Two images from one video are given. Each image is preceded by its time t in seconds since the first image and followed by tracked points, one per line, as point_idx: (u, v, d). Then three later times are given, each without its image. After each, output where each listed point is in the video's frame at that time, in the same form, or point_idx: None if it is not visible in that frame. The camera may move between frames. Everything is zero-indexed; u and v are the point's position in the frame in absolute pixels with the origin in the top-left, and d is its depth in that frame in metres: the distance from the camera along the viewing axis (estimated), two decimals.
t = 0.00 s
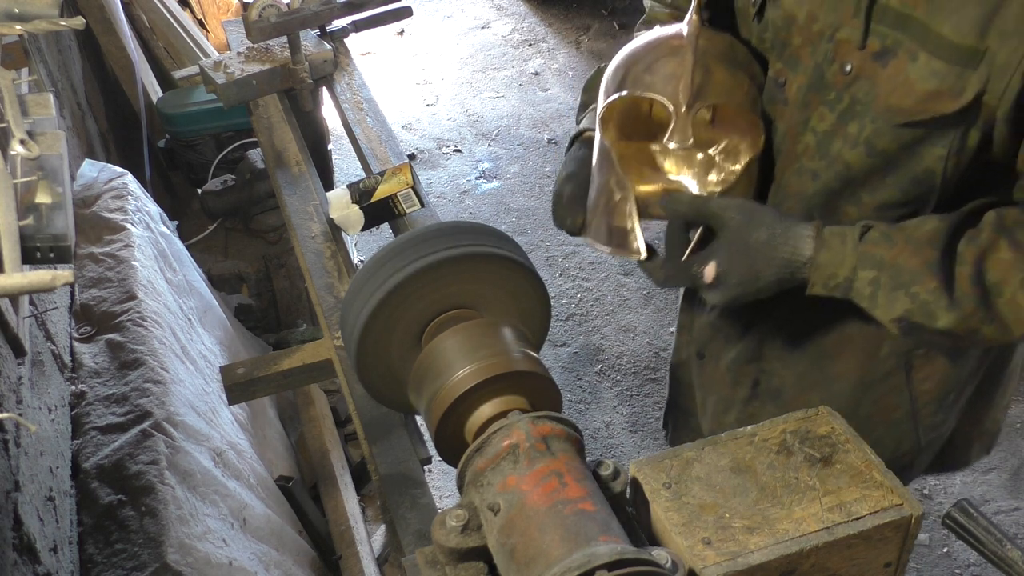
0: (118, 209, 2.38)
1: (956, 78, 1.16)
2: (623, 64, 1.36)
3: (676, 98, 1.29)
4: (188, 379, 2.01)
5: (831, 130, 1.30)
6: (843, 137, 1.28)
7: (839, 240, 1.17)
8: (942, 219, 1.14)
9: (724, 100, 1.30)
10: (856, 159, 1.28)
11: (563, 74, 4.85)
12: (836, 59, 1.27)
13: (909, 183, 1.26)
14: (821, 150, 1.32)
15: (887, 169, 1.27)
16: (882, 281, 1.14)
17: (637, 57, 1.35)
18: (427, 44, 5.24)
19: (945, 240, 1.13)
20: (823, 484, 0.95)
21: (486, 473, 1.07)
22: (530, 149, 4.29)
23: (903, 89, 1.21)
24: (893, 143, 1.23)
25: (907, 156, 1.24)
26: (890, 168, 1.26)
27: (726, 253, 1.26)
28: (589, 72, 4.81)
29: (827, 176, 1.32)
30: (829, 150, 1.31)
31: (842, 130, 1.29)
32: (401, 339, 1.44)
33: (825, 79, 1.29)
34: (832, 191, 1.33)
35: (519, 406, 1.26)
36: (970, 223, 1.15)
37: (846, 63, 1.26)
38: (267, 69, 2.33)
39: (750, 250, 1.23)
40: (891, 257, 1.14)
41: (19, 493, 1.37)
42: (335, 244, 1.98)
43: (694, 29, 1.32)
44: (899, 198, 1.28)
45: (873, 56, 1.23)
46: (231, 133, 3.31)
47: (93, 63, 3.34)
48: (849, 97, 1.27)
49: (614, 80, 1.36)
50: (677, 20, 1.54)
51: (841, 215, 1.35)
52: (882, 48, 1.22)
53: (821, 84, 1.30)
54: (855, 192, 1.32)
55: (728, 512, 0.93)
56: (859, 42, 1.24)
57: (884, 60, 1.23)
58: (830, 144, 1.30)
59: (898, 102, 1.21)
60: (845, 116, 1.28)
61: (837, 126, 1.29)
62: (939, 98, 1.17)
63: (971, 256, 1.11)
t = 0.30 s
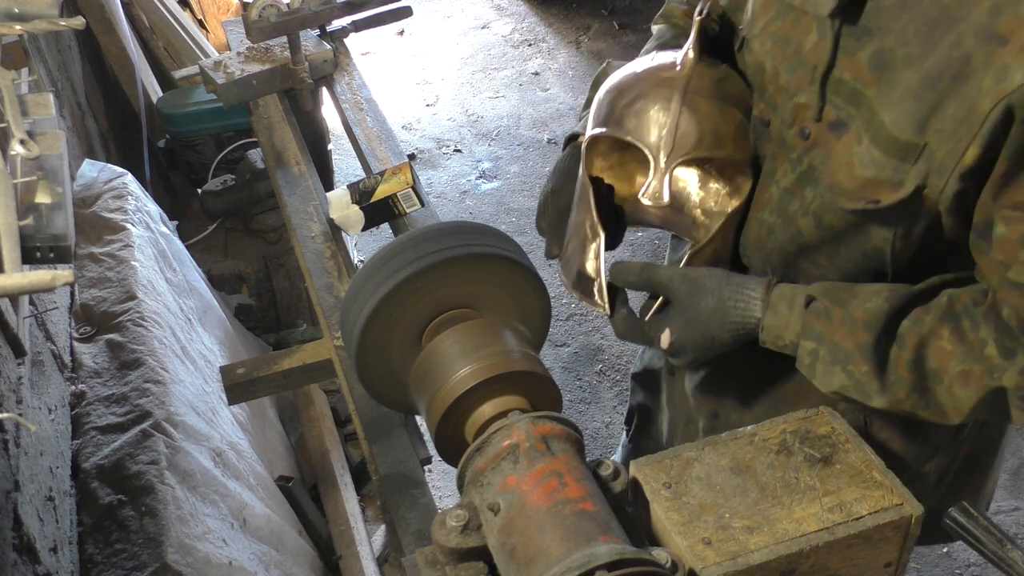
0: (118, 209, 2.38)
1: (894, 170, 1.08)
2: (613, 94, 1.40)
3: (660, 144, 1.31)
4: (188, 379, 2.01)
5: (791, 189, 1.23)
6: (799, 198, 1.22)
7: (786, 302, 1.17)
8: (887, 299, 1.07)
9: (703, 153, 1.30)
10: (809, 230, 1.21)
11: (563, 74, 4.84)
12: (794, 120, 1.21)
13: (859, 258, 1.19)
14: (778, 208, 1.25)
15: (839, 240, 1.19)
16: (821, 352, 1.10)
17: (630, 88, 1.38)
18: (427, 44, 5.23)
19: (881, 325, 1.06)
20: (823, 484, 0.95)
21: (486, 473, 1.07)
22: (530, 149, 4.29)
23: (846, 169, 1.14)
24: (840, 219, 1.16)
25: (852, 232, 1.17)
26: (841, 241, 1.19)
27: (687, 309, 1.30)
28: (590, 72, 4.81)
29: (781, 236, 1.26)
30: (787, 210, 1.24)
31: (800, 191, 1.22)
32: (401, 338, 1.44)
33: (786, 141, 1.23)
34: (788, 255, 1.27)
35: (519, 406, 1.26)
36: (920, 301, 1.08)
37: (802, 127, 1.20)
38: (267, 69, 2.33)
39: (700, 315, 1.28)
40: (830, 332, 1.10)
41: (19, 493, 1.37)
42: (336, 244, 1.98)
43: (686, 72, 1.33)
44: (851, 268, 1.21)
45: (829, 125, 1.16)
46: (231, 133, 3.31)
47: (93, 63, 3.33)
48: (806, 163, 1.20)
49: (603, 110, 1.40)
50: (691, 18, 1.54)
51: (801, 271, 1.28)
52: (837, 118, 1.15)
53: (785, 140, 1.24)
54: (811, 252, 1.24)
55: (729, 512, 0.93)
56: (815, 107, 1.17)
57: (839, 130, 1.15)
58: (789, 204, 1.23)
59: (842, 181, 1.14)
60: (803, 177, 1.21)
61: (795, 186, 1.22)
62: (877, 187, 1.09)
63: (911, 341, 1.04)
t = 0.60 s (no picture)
0: (118, 209, 2.38)
1: (861, 175, 1.10)
2: (581, 110, 1.41)
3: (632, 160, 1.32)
4: (188, 379, 2.01)
5: (761, 194, 1.27)
6: (772, 204, 1.26)
7: (773, 300, 1.21)
8: (870, 294, 1.11)
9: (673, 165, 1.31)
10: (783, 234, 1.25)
11: (563, 75, 4.85)
12: (756, 128, 1.24)
13: (837, 256, 1.23)
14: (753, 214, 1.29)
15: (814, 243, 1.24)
16: (810, 347, 1.15)
17: (597, 102, 1.39)
18: (427, 44, 5.24)
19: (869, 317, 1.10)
20: (824, 484, 0.95)
21: (485, 473, 1.07)
22: (530, 149, 4.29)
23: (813, 174, 1.16)
24: (811, 223, 1.20)
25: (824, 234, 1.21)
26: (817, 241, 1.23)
27: (677, 320, 1.32)
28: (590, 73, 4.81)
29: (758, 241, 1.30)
30: (760, 216, 1.28)
31: (771, 198, 1.26)
32: (401, 339, 1.44)
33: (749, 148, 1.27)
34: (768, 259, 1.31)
35: (519, 406, 1.26)
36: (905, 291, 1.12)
37: (764, 135, 1.23)
38: (267, 69, 2.33)
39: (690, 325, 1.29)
40: (816, 326, 1.15)
41: (19, 493, 1.37)
42: (336, 244, 1.98)
43: (649, 83, 1.35)
44: (831, 265, 1.25)
45: (791, 131, 1.19)
46: (231, 133, 3.31)
47: (93, 62, 3.33)
48: (774, 168, 1.24)
49: (572, 126, 1.42)
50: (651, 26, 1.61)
51: (784, 271, 1.32)
52: (797, 124, 1.18)
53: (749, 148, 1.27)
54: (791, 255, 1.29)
55: (729, 512, 0.93)
56: (775, 116, 1.20)
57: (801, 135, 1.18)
58: (760, 210, 1.28)
59: (810, 187, 1.16)
60: (772, 183, 1.25)
61: (765, 192, 1.26)
62: (846, 192, 1.12)
63: (897, 333, 1.09)
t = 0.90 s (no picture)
0: (118, 209, 2.38)
1: (842, 159, 1.10)
2: (561, 113, 1.51)
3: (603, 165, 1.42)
4: (188, 379, 2.01)
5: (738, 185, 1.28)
6: (752, 197, 1.27)
7: (755, 292, 1.24)
8: (851, 282, 1.14)
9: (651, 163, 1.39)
10: (764, 226, 1.27)
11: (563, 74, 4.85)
12: (735, 118, 1.24)
13: (819, 246, 1.25)
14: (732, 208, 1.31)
15: (796, 233, 1.26)
16: (791, 339, 1.18)
17: (576, 105, 1.49)
18: (427, 44, 5.24)
19: (849, 309, 1.13)
20: (823, 484, 0.95)
21: (486, 473, 1.07)
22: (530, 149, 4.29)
23: (795, 161, 1.16)
24: (793, 212, 1.22)
25: (807, 224, 1.22)
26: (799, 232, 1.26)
27: (659, 320, 1.38)
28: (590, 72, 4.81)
29: (742, 235, 1.32)
30: (739, 208, 1.30)
31: (749, 190, 1.27)
32: (401, 339, 1.45)
33: (727, 139, 1.27)
34: (750, 253, 1.34)
35: (519, 406, 1.26)
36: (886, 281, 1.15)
37: (743, 125, 1.23)
38: (267, 69, 2.32)
39: (673, 323, 1.35)
40: (797, 318, 1.18)
41: (19, 493, 1.37)
42: (336, 244, 1.97)
43: (623, 85, 1.44)
44: (814, 256, 1.27)
45: (771, 120, 1.20)
46: (231, 133, 3.31)
47: (93, 62, 3.33)
48: (753, 158, 1.25)
49: (552, 129, 1.52)
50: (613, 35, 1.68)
51: (767, 263, 1.35)
52: (777, 113, 1.19)
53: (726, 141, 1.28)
54: (774, 247, 1.32)
55: (729, 512, 0.93)
56: (753, 107, 1.21)
57: (781, 124, 1.19)
58: (740, 203, 1.29)
59: (791, 174, 1.16)
60: (750, 174, 1.26)
61: (743, 184, 1.28)
62: (827, 178, 1.12)
63: (878, 322, 1.11)
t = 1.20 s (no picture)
0: (118, 209, 2.38)
1: (827, 156, 1.10)
2: (546, 110, 1.52)
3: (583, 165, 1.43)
4: (188, 379, 2.01)
5: (727, 180, 1.28)
6: (741, 192, 1.27)
7: (735, 296, 1.25)
8: (834, 284, 1.14)
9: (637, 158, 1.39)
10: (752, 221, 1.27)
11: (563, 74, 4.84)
12: (724, 114, 1.24)
13: (804, 244, 1.25)
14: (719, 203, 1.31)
15: (782, 229, 1.26)
16: (772, 343, 1.18)
17: (561, 100, 1.51)
18: (427, 44, 5.24)
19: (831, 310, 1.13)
20: (823, 484, 0.95)
21: (486, 473, 1.07)
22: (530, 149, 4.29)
23: (781, 158, 1.16)
24: (779, 209, 1.22)
25: (794, 222, 1.22)
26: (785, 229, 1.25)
27: (642, 320, 1.39)
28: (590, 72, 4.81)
29: (729, 230, 1.32)
30: (728, 204, 1.30)
31: (738, 185, 1.28)
32: (401, 339, 1.45)
33: (716, 134, 1.27)
34: (738, 247, 1.33)
35: (519, 406, 1.26)
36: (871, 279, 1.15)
37: (733, 120, 1.23)
38: (267, 69, 2.32)
39: (656, 322, 1.35)
40: (778, 322, 1.17)
41: (19, 493, 1.37)
42: (336, 244, 1.97)
43: (604, 82, 1.45)
44: (800, 253, 1.27)
45: (760, 115, 1.20)
46: (231, 133, 3.31)
47: (93, 63, 3.33)
48: (741, 153, 1.25)
49: (538, 124, 1.53)
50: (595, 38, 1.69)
51: (752, 260, 1.35)
52: (766, 108, 1.19)
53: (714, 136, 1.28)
54: (759, 244, 1.31)
55: (729, 512, 0.93)
56: (743, 102, 1.21)
57: (770, 119, 1.19)
58: (729, 197, 1.29)
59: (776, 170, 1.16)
60: (739, 170, 1.26)
61: (731, 180, 1.28)
62: (813, 175, 1.12)
63: (859, 324, 1.11)
